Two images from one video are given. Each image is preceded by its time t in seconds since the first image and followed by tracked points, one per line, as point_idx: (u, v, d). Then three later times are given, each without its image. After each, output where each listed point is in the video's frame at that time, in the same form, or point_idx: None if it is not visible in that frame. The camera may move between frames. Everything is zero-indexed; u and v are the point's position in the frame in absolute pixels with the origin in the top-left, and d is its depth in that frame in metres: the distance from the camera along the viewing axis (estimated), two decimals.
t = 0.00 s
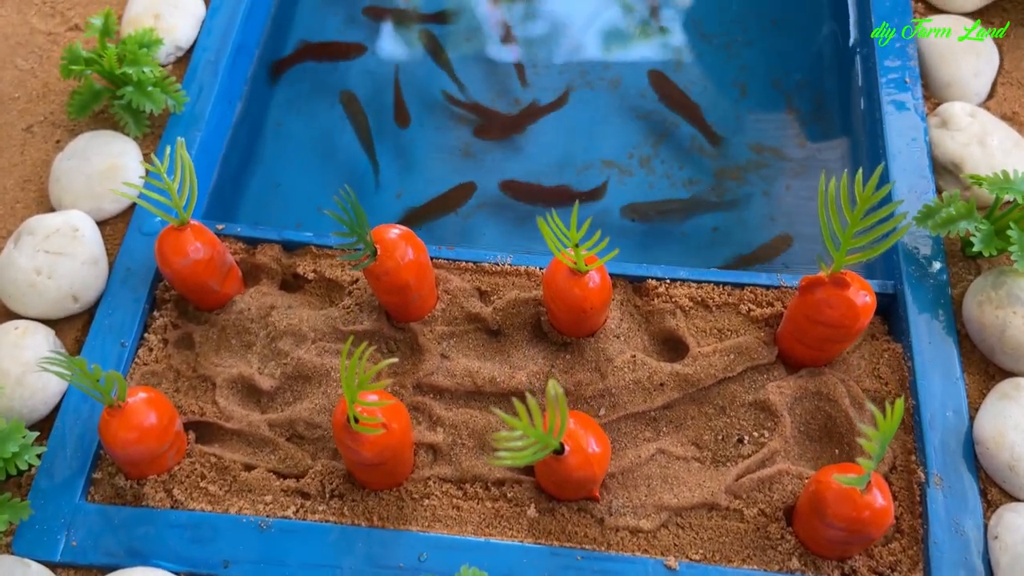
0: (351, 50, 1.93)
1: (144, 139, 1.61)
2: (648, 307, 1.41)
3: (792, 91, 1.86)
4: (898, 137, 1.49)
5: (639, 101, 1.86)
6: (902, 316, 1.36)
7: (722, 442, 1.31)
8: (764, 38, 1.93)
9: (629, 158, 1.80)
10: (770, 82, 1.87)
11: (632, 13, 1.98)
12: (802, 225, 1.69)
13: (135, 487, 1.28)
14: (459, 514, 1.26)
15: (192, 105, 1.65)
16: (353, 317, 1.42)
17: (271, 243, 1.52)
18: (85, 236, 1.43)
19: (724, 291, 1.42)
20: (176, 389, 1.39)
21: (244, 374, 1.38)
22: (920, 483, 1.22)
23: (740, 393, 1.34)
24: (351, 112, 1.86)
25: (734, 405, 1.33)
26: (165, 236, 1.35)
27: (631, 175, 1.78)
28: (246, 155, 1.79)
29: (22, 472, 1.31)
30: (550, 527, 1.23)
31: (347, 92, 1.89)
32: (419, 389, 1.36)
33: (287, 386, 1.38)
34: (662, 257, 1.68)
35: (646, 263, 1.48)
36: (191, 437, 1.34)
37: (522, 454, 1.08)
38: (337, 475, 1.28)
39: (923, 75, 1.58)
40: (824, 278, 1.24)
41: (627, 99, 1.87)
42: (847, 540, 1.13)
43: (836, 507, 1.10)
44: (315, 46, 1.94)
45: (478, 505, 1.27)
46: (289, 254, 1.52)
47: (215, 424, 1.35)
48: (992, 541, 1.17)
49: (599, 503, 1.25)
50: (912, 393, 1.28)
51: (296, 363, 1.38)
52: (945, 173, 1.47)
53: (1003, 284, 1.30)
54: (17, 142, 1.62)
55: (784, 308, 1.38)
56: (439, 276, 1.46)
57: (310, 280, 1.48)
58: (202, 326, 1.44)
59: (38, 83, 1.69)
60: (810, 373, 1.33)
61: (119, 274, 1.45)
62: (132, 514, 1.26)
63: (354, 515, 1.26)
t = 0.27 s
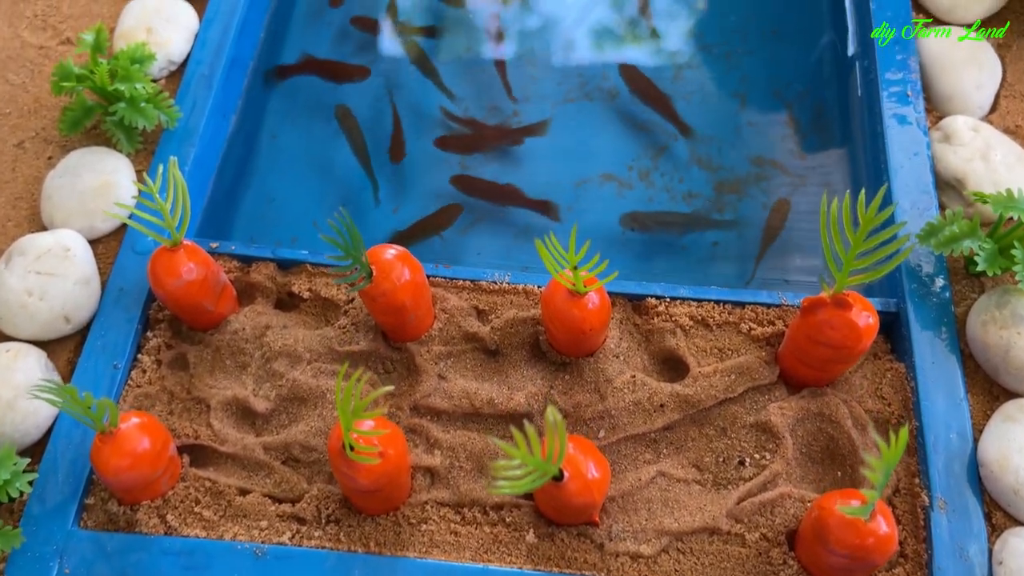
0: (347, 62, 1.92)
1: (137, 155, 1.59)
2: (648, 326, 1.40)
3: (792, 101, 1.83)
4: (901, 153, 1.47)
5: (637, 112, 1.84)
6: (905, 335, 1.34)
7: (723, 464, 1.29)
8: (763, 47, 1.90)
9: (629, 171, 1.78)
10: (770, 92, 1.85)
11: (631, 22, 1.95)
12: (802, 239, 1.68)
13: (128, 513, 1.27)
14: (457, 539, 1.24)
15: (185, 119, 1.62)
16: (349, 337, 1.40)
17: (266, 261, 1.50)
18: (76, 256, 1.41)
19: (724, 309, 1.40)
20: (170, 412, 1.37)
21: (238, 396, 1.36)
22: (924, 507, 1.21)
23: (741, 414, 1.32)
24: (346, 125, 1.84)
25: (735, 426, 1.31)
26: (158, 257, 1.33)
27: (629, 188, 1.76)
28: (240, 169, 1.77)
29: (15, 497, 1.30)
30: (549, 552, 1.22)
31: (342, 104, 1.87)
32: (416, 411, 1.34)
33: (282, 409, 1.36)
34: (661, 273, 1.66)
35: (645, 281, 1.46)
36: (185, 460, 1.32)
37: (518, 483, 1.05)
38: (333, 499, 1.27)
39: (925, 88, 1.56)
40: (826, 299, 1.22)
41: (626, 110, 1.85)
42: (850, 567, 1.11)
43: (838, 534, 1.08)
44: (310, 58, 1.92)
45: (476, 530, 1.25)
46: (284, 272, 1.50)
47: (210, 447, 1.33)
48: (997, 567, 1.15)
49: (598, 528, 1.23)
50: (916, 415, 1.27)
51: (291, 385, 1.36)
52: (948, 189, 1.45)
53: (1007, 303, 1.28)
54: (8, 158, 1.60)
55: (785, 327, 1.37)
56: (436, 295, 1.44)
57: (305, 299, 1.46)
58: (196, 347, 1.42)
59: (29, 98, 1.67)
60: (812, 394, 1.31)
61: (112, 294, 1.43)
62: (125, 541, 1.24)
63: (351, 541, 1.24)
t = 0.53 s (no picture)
0: (341, 81, 1.92)
1: (130, 176, 1.58)
2: (644, 350, 1.39)
3: (790, 117, 1.82)
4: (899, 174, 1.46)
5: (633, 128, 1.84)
6: (903, 359, 1.34)
7: (720, 491, 1.28)
8: (761, 62, 1.89)
9: (625, 188, 1.77)
10: (768, 108, 1.84)
11: (626, 39, 1.95)
12: (800, 257, 1.67)
13: (121, 543, 1.26)
14: (453, 568, 1.23)
15: (178, 140, 1.62)
16: (343, 362, 1.39)
17: (260, 284, 1.49)
18: (68, 282, 1.40)
19: (721, 333, 1.40)
20: (163, 439, 1.36)
21: (232, 423, 1.35)
22: (922, 535, 1.20)
23: (739, 440, 1.31)
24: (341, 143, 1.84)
25: (732, 453, 1.30)
26: (150, 284, 1.32)
27: (625, 206, 1.75)
28: (235, 187, 1.77)
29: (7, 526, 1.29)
30: None
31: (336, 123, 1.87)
32: (411, 437, 1.34)
33: (276, 435, 1.35)
34: (658, 293, 1.65)
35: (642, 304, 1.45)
36: (179, 488, 1.31)
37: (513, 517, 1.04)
38: (327, 528, 1.26)
39: (924, 107, 1.55)
40: (823, 326, 1.21)
41: (621, 126, 1.84)
42: None
43: (836, 566, 1.08)
44: (304, 77, 1.92)
45: (472, 559, 1.24)
46: (278, 296, 1.49)
47: (203, 475, 1.32)
48: None
49: (595, 556, 1.22)
50: (914, 441, 1.26)
51: (285, 411, 1.35)
52: (947, 211, 1.44)
53: (1006, 328, 1.28)
54: None
55: (782, 351, 1.36)
56: (431, 318, 1.43)
57: (299, 322, 1.46)
58: (189, 372, 1.41)
59: (21, 118, 1.66)
60: (810, 420, 1.30)
61: (104, 319, 1.42)
62: (118, 572, 1.23)
63: (346, 570, 1.23)
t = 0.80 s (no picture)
0: (336, 94, 1.93)
1: (122, 191, 1.57)
2: (642, 367, 1.37)
3: (788, 127, 1.81)
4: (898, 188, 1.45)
5: (629, 139, 1.83)
6: (903, 377, 1.32)
7: (719, 511, 1.27)
8: (759, 71, 1.88)
9: (622, 200, 1.77)
10: (766, 117, 1.83)
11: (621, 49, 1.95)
12: (798, 269, 1.66)
13: (112, 566, 1.24)
14: None
15: (171, 154, 1.60)
16: (337, 381, 1.38)
17: (253, 301, 1.48)
18: (59, 300, 1.39)
19: (720, 349, 1.38)
20: (155, 459, 1.34)
21: (225, 443, 1.34)
22: (923, 556, 1.19)
23: (738, 459, 1.29)
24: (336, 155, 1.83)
25: (731, 472, 1.29)
26: (142, 303, 1.30)
27: (623, 218, 1.75)
28: (229, 201, 1.76)
29: None
30: None
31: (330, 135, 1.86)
32: (406, 457, 1.32)
33: (269, 455, 1.34)
34: (656, 307, 1.64)
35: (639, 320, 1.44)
36: (171, 510, 1.30)
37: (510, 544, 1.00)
38: (321, 551, 1.24)
39: (923, 119, 1.53)
40: (823, 345, 1.20)
41: (618, 138, 1.84)
42: None
43: None
44: (300, 91, 1.93)
45: None
46: (271, 312, 1.47)
47: (196, 496, 1.30)
48: None
49: None
50: (915, 461, 1.25)
51: (278, 431, 1.34)
52: (947, 225, 1.43)
53: (1007, 346, 1.26)
54: None
55: (781, 368, 1.34)
56: (426, 335, 1.42)
57: (293, 340, 1.44)
58: (182, 391, 1.40)
59: (12, 132, 1.64)
60: (809, 438, 1.29)
61: (95, 338, 1.41)
62: None
63: None
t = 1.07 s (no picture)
0: (334, 106, 1.92)
1: (118, 208, 1.55)
2: (643, 387, 1.36)
3: (790, 138, 1.80)
4: (901, 204, 1.43)
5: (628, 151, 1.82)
6: (908, 396, 1.31)
7: (721, 533, 1.25)
8: (760, 81, 1.87)
9: (622, 213, 1.76)
10: (767, 129, 1.81)
11: (621, 58, 1.93)
12: (800, 283, 1.64)
13: None
14: None
15: (166, 169, 1.59)
16: (335, 401, 1.36)
17: (250, 319, 1.46)
18: (53, 320, 1.37)
19: (722, 368, 1.37)
20: (151, 481, 1.33)
21: (222, 464, 1.32)
22: None
23: (740, 480, 1.28)
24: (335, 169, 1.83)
25: (733, 493, 1.27)
26: (137, 325, 1.29)
27: (623, 231, 1.74)
28: (226, 215, 1.74)
29: None
30: None
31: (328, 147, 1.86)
32: (405, 479, 1.31)
33: (267, 477, 1.32)
34: (656, 322, 1.63)
35: (640, 338, 1.42)
36: (167, 533, 1.28)
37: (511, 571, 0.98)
38: None
39: (927, 132, 1.52)
40: (826, 367, 1.18)
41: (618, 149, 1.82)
42: None
43: None
44: (297, 101, 1.92)
45: None
46: (268, 330, 1.46)
47: (192, 519, 1.29)
48: None
49: None
50: (919, 482, 1.24)
51: (276, 453, 1.32)
52: (951, 241, 1.41)
53: (1013, 366, 1.25)
54: None
55: (784, 387, 1.33)
56: (425, 354, 1.40)
57: (290, 359, 1.43)
58: (178, 411, 1.38)
59: (6, 147, 1.62)
60: (813, 459, 1.27)
61: (91, 358, 1.39)
62: None
63: None
